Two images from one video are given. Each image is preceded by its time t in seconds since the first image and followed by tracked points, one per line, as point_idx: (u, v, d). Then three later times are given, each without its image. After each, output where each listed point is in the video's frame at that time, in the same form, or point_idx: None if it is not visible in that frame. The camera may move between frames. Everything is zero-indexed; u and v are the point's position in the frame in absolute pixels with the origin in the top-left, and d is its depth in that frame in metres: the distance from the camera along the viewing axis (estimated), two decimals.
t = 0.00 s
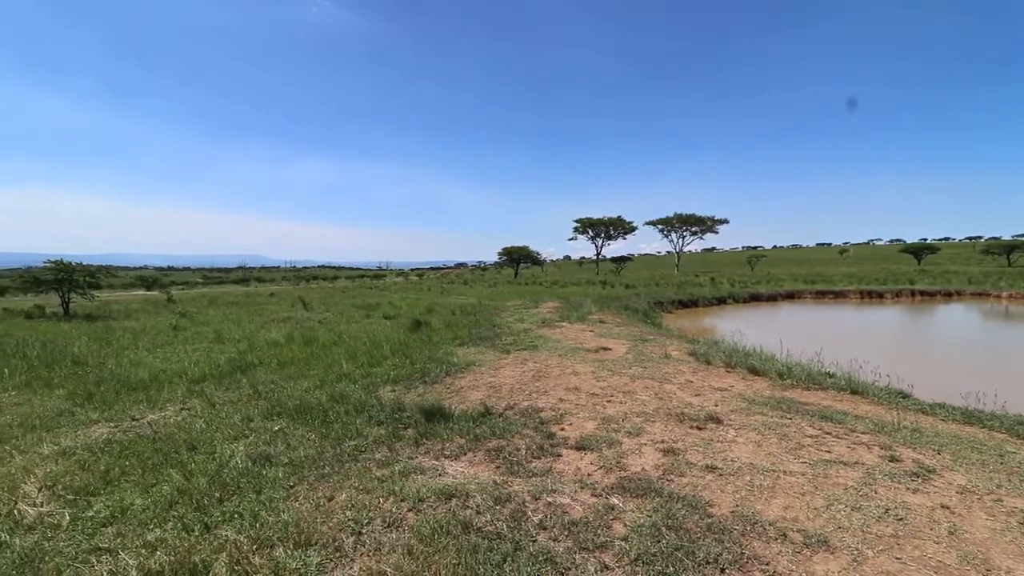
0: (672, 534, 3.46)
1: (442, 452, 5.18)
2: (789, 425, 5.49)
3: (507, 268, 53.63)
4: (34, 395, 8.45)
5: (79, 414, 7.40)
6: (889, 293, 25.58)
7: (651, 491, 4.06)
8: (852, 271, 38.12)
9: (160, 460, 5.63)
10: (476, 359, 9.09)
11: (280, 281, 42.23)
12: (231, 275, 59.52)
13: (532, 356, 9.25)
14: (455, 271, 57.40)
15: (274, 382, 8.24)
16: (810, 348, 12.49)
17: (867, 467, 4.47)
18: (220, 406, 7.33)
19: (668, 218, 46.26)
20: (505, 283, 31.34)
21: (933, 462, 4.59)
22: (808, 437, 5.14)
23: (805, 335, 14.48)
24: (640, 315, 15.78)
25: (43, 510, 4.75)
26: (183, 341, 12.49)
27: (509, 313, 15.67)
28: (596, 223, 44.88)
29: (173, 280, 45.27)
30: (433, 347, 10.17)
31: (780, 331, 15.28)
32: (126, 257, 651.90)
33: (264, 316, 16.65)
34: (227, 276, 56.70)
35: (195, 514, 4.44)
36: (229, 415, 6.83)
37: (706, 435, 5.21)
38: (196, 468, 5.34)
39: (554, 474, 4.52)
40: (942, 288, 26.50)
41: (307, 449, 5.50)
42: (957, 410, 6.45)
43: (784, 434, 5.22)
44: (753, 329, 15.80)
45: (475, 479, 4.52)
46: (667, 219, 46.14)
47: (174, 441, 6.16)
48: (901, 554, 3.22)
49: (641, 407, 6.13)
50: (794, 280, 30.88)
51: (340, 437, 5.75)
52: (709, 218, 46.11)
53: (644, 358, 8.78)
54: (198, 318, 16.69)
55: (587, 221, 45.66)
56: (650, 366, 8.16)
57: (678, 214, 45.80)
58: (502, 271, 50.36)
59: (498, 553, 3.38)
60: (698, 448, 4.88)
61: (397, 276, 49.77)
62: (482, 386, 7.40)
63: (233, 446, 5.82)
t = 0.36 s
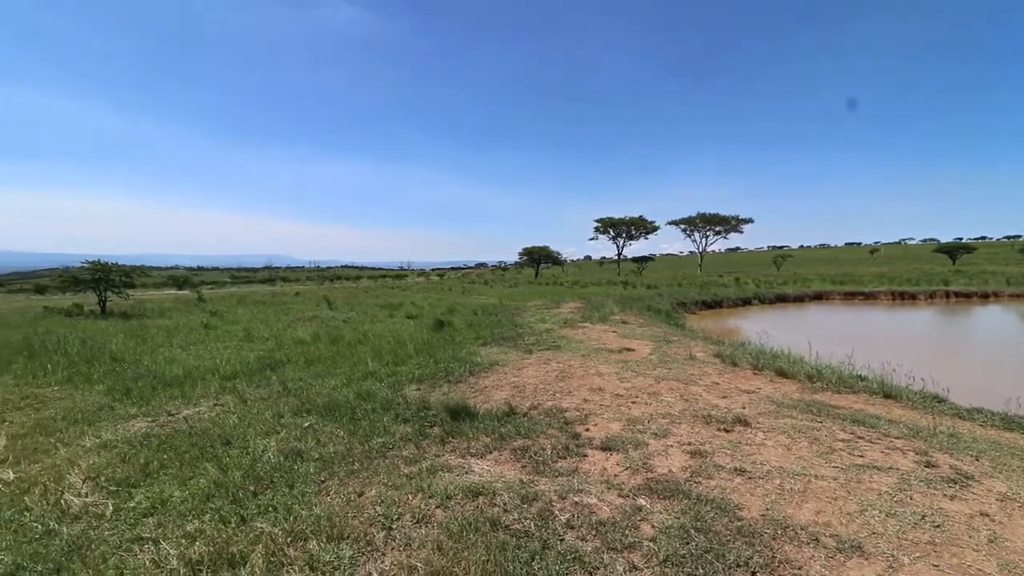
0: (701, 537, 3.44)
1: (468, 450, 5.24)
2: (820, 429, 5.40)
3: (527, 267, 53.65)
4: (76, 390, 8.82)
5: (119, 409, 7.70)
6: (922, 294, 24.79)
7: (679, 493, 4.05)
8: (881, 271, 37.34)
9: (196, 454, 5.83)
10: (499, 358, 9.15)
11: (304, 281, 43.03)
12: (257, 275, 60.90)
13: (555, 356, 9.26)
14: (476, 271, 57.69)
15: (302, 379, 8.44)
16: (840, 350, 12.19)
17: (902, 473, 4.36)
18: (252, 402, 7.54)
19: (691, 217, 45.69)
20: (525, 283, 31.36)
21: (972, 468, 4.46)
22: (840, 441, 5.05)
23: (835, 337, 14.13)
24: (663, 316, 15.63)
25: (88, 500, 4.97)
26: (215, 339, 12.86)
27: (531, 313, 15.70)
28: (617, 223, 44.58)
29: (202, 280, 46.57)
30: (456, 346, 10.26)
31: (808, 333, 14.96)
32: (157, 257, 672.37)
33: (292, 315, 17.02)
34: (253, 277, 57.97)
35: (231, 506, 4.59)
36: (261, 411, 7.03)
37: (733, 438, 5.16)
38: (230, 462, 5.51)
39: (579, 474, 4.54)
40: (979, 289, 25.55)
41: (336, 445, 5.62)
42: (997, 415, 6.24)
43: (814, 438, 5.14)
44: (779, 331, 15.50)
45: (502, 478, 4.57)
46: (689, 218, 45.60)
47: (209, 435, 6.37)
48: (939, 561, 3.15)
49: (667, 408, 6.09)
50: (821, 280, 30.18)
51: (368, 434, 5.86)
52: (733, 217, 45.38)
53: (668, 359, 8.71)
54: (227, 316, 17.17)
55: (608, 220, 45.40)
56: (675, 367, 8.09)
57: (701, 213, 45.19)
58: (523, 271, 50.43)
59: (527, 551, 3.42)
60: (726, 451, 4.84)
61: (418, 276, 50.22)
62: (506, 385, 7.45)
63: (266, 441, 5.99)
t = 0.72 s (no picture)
0: (731, 540, 3.41)
1: (495, 449, 5.30)
2: (853, 433, 5.28)
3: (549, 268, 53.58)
4: (117, 385, 9.20)
5: (157, 403, 8.00)
6: (960, 295, 23.89)
7: (708, 495, 4.02)
8: (914, 271, 36.61)
9: (232, 448, 6.03)
10: (523, 358, 9.18)
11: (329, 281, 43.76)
12: (284, 275, 62.28)
13: (579, 356, 9.25)
14: (497, 271, 57.90)
15: (331, 377, 8.64)
16: (873, 353, 11.86)
17: (941, 479, 4.24)
18: (283, 398, 7.75)
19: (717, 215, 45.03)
20: (548, 283, 31.32)
21: (1015, 475, 4.31)
22: (875, 446, 4.93)
23: (867, 339, 13.74)
24: (688, 316, 15.44)
25: (131, 491, 5.19)
26: (246, 337, 13.22)
27: (554, 313, 15.69)
28: (641, 222, 44.15)
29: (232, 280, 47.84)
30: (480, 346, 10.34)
31: (839, 335, 14.57)
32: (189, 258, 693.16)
33: (319, 314, 17.38)
34: (281, 276, 59.30)
35: (267, 499, 4.74)
36: (292, 407, 7.22)
37: (764, 441, 5.09)
38: (265, 456, 5.68)
39: (607, 474, 4.54)
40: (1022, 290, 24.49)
41: (364, 442, 5.74)
42: None
43: (847, 442, 5.03)
44: (808, 333, 15.10)
45: (529, 476, 4.61)
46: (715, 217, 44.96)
47: (243, 430, 6.58)
48: (981, 571, 3.06)
49: (695, 410, 6.04)
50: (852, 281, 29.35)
51: (395, 431, 5.97)
52: (760, 216, 44.47)
53: (694, 360, 8.62)
54: (257, 315, 17.62)
55: (631, 220, 45.02)
56: (702, 368, 7.99)
57: (727, 212, 44.42)
58: (545, 271, 50.42)
59: (556, 549, 3.45)
60: (756, 454, 4.77)
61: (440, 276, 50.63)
62: (531, 385, 7.48)
63: (298, 436, 6.16)
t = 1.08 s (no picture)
0: (763, 544, 3.36)
1: (521, 448, 5.32)
2: (890, 438, 5.13)
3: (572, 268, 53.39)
4: (156, 380, 9.57)
5: (194, 398, 8.29)
6: (1005, 296, 22.85)
7: (739, 499, 3.97)
8: (953, 271, 35.44)
9: (265, 443, 6.20)
10: (548, 358, 9.18)
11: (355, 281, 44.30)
12: (311, 274, 63.59)
13: (604, 357, 9.20)
14: (520, 271, 57.95)
15: (359, 374, 8.80)
16: (910, 356, 11.45)
17: (984, 486, 4.09)
18: (313, 395, 7.94)
19: (744, 214, 44.07)
20: (571, 283, 31.18)
21: None
22: (914, 452, 4.78)
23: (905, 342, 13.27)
24: (715, 317, 15.18)
25: (171, 482, 5.39)
26: (277, 335, 13.58)
27: (578, 313, 15.63)
28: (666, 222, 43.58)
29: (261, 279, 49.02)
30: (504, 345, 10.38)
31: (874, 337, 14.10)
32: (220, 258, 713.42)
33: (347, 313, 17.71)
34: (308, 276, 60.60)
35: (300, 492, 4.87)
36: (322, 404, 7.39)
37: (796, 444, 4.98)
38: (296, 451, 5.84)
39: (634, 475, 4.52)
40: None
41: (392, 438, 5.84)
42: None
43: (884, 447, 4.89)
44: (841, 335, 14.67)
45: (555, 476, 4.62)
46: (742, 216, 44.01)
47: (275, 425, 6.76)
48: None
49: (723, 412, 5.95)
50: (887, 282, 28.35)
51: (423, 429, 6.05)
52: (790, 215, 43.40)
53: (722, 361, 8.48)
54: (286, 313, 18.04)
55: (656, 220, 44.50)
56: (730, 370, 7.86)
57: (755, 211, 43.49)
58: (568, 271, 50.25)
59: (585, 548, 3.45)
60: (788, 458, 4.68)
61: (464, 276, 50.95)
62: (556, 385, 7.48)
63: (328, 432, 6.30)
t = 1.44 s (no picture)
0: (796, 550, 3.29)
1: (546, 447, 5.33)
2: (929, 443, 4.96)
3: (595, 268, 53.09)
4: (191, 376, 9.90)
5: (227, 394, 8.54)
6: None
7: (770, 503, 3.89)
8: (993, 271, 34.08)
9: (295, 438, 6.36)
10: (572, 358, 9.15)
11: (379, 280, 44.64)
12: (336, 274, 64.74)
13: (629, 357, 9.13)
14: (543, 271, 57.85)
15: (385, 372, 8.94)
16: (950, 359, 11.00)
17: None
18: (341, 392, 8.10)
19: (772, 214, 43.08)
20: (594, 283, 31.00)
21: None
22: (954, 458, 4.61)
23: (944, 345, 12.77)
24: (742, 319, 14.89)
25: (207, 475, 5.58)
26: (305, 333, 13.88)
27: (602, 313, 15.53)
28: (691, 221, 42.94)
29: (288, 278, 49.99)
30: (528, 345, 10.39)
31: (912, 340, 13.60)
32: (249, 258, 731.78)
33: (372, 312, 17.98)
34: (333, 276, 61.69)
35: (329, 487, 4.97)
36: (349, 401, 7.53)
37: (829, 449, 4.86)
38: (326, 447, 5.96)
39: (662, 477, 4.48)
40: None
41: (419, 436, 5.92)
42: None
43: (923, 453, 4.73)
44: (875, 337, 14.21)
45: (581, 476, 4.61)
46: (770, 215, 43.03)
47: (304, 421, 6.92)
48: None
49: (753, 415, 5.84)
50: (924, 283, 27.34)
51: (449, 427, 6.11)
52: (820, 214, 42.25)
53: (751, 363, 8.33)
54: (313, 312, 18.41)
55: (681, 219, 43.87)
56: (759, 372, 7.71)
57: (783, 210, 42.49)
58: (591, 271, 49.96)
59: (612, 549, 3.45)
60: (821, 462, 4.57)
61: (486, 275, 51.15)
62: (581, 385, 7.46)
63: (356, 428, 6.42)
